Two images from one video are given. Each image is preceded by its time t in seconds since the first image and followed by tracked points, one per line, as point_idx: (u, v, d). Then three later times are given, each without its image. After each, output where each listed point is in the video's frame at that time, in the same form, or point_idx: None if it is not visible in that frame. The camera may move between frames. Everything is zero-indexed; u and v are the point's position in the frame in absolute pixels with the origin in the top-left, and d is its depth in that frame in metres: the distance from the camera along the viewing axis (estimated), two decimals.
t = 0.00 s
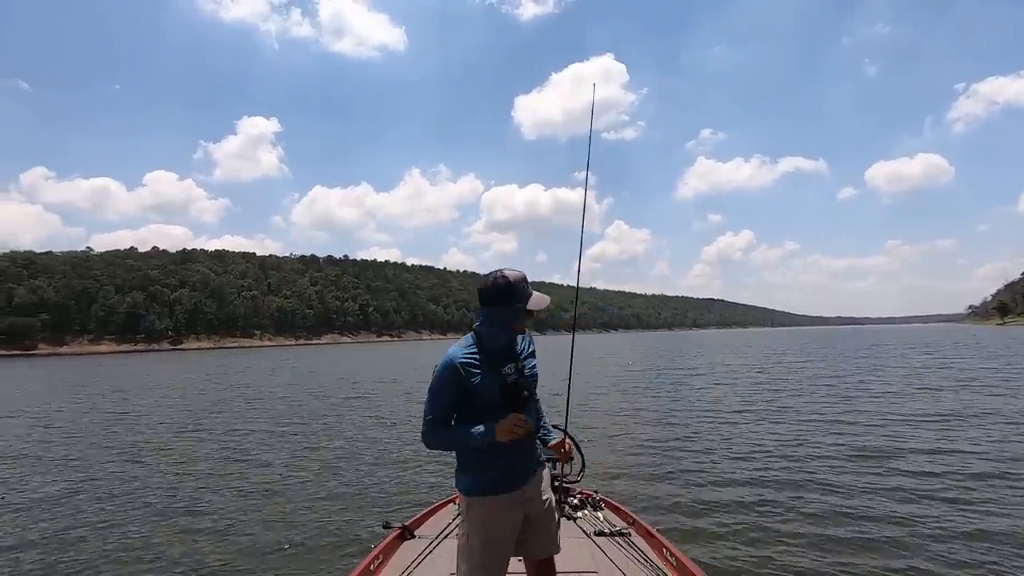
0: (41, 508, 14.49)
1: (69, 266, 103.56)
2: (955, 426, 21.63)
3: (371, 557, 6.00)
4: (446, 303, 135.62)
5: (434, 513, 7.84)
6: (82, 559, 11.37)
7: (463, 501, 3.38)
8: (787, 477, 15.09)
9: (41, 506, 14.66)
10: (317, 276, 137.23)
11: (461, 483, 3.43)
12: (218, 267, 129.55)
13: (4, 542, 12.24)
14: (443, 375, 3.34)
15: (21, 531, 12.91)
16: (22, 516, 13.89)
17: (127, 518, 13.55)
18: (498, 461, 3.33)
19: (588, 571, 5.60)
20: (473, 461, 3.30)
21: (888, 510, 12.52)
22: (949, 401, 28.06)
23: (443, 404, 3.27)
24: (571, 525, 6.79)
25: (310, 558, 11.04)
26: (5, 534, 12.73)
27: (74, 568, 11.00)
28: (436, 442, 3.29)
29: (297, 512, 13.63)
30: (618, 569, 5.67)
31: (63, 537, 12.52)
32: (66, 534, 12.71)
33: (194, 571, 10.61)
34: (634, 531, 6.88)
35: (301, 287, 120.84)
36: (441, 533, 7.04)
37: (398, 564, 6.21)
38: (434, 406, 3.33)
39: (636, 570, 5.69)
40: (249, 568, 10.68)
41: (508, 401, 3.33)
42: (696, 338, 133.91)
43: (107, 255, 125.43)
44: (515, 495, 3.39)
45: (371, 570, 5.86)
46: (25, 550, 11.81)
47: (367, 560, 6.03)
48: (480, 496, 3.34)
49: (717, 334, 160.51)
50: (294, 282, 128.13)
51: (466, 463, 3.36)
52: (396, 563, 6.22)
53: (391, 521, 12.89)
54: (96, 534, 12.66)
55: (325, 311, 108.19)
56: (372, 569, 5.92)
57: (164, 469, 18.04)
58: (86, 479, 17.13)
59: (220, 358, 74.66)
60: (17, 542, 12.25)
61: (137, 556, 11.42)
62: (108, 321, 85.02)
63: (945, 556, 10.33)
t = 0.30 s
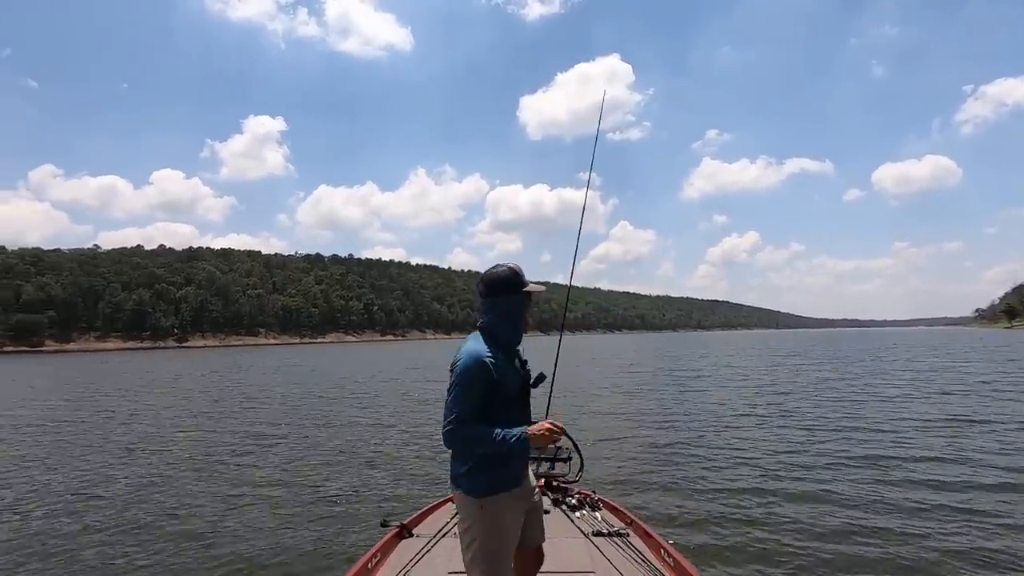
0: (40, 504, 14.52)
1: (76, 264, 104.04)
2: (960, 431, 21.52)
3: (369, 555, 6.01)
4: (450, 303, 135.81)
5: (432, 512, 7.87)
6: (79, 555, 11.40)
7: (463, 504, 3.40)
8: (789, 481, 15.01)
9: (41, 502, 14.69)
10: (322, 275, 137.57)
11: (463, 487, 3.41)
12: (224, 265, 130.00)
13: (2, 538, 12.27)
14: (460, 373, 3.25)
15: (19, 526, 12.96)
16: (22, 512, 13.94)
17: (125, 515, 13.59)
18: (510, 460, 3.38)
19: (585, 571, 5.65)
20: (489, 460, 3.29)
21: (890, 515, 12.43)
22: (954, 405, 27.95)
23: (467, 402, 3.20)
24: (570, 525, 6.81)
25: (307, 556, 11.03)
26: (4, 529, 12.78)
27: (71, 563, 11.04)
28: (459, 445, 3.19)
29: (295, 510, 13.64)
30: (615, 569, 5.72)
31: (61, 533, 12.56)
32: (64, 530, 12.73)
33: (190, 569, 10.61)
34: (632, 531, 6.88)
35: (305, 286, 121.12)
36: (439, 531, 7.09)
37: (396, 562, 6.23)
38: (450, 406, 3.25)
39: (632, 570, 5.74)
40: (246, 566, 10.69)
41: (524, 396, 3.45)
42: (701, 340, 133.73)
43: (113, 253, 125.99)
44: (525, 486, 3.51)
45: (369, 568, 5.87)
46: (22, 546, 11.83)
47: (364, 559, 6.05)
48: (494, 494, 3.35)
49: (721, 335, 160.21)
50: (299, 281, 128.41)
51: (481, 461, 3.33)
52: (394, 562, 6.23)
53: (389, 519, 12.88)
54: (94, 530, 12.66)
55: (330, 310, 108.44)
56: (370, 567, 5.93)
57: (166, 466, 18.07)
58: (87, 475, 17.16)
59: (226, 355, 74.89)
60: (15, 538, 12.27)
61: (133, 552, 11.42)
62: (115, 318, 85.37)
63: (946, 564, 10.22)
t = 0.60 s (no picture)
0: (40, 502, 14.59)
1: (82, 263, 104.44)
2: (963, 432, 21.44)
3: (363, 554, 5.99)
4: (454, 303, 135.90)
5: (427, 511, 7.88)
6: (76, 552, 11.43)
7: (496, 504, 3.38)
8: (788, 483, 14.99)
9: (40, 500, 14.76)
10: (326, 275, 137.81)
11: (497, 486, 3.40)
12: (229, 265, 130.36)
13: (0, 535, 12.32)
14: (486, 368, 3.26)
15: (18, 524, 13.02)
16: (22, 510, 14.02)
17: (125, 513, 13.64)
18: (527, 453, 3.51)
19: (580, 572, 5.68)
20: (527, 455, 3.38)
21: (889, 518, 12.38)
22: (958, 407, 27.86)
23: (504, 399, 3.24)
24: (567, 528, 6.83)
25: (303, 554, 11.05)
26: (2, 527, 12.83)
27: (68, 560, 11.09)
28: (502, 442, 3.20)
29: (293, 508, 13.67)
30: (609, 570, 5.75)
31: (59, 530, 12.60)
32: (62, 528, 12.78)
33: (186, 567, 10.64)
34: (627, 532, 6.91)
35: (310, 286, 121.35)
36: (434, 530, 7.11)
37: (390, 561, 6.22)
38: (480, 403, 3.21)
39: (626, 571, 5.76)
40: (241, 564, 10.71)
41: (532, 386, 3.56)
42: (705, 340, 133.81)
43: (119, 253, 126.38)
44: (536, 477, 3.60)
45: (363, 567, 5.85)
46: (21, 543, 11.88)
47: (359, 557, 6.04)
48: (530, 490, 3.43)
49: (725, 336, 160.01)
50: (304, 281, 128.65)
51: (508, 457, 3.39)
52: (388, 561, 6.21)
53: (386, 518, 12.89)
54: (93, 528, 12.70)
55: (334, 311, 108.65)
56: (364, 565, 5.91)
57: (167, 465, 18.13)
58: (88, 474, 17.21)
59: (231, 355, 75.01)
60: (13, 536, 12.32)
61: (130, 550, 11.46)
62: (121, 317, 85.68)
63: (943, 567, 10.17)
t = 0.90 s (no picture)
0: (41, 503, 14.61)
1: (89, 265, 104.97)
2: (966, 433, 21.38)
3: (361, 554, 5.98)
4: (458, 302, 136.02)
5: (425, 512, 7.87)
6: (74, 554, 11.42)
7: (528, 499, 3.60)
8: (790, 484, 14.96)
9: (40, 501, 14.75)
10: (331, 275, 138.10)
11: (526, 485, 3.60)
12: (234, 265, 130.74)
13: None
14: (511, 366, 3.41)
15: (18, 525, 13.03)
16: (22, 511, 14.03)
17: (125, 514, 13.65)
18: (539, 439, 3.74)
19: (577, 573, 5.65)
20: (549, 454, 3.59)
21: (890, 519, 12.32)
22: (962, 407, 27.79)
23: (529, 395, 3.45)
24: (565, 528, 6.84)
25: (300, 556, 11.04)
26: (1, 529, 12.82)
27: (65, 562, 11.07)
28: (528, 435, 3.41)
29: (292, 509, 13.67)
30: (608, 571, 5.75)
31: (58, 532, 12.60)
32: (61, 529, 12.78)
33: (182, 570, 10.59)
34: (626, 534, 6.93)
35: (315, 286, 121.63)
36: (432, 531, 7.05)
37: (388, 561, 6.20)
38: (504, 400, 3.36)
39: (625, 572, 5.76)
40: (239, 566, 10.69)
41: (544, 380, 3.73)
42: (709, 339, 133.79)
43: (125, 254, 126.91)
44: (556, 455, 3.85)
45: (361, 567, 5.84)
46: (19, 545, 11.88)
47: (357, 558, 5.97)
48: (552, 489, 3.68)
49: (730, 335, 160.01)
50: (309, 281, 128.95)
51: (527, 446, 3.59)
52: (386, 561, 6.19)
53: (386, 519, 12.85)
54: (92, 529, 12.71)
55: (340, 311, 108.91)
56: (362, 566, 5.90)
57: (170, 465, 18.19)
58: (92, 474, 17.28)
59: (237, 356, 75.24)
60: (12, 537, 12.33)
61: (127, 552, 11.44)
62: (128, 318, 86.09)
63: (944, 570, 10.14)
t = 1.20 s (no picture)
0: (45, 505, 14.67)
1: (97, 266, 105.61)
2: (973, 431, 21.22)
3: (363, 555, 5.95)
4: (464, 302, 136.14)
5: (426, 513, 7.84)
6: (75, 556, 11.45)
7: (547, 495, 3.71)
8: (794, 484, 14.88)
9: (43, 503, 14.80)
10: (336, 275, 138.41)
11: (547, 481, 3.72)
12: (240, 266, 131.24)
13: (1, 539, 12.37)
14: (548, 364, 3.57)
15: (20, 527, 13.08)
16: (25, 513, 14.09)
17: (127, 515, 13.68)
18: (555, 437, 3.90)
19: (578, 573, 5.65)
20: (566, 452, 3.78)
21: (895, 519, 12.23)
22: (970, 405, 27.59)
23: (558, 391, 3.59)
24: (567, 529, 6.83)
25: (301, 558, 11.03)
26: (6, 530, 12.89)
27: (66, 564, 11.10)
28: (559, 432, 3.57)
29: (293, 510, 13.69)
30: (609, 571, 5.76)
31: (60, 533, 12.65)
32: (63, 530, 12.83)
33: (181, 571, 10.62)
34: (627, 534, 6.93)
35: (321, 286, 121.98)
36: (434, 532, 7.03)
37: (391, 562, 6.18)
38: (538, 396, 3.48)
39: (627, 572, 5.76)
40: (239, 568, 10.70)
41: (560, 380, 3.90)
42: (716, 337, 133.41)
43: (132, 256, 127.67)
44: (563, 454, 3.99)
45: (363, 569, 5.81)
46: (21, 547, 11.92)
47: (359, 559, 5.96)
48: (565, 484, 3.84)
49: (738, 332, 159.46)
50: (314, 281, 129.31)
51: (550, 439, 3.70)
52: (388, 563, 6.16)
53: (387, 520, 12.85)
54: (96, 530, 12.75)
55: (345, 311, 109.13)
56: (365, 567, 5.88)
57: (175, 466, 18.25)
58: (97, 475, 17.35)
59: (243, 356, 75.51)
60: (14, 538, 12.39)
61: (128, 553, 11.48)
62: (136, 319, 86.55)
63: (948, 569, 10.08)
